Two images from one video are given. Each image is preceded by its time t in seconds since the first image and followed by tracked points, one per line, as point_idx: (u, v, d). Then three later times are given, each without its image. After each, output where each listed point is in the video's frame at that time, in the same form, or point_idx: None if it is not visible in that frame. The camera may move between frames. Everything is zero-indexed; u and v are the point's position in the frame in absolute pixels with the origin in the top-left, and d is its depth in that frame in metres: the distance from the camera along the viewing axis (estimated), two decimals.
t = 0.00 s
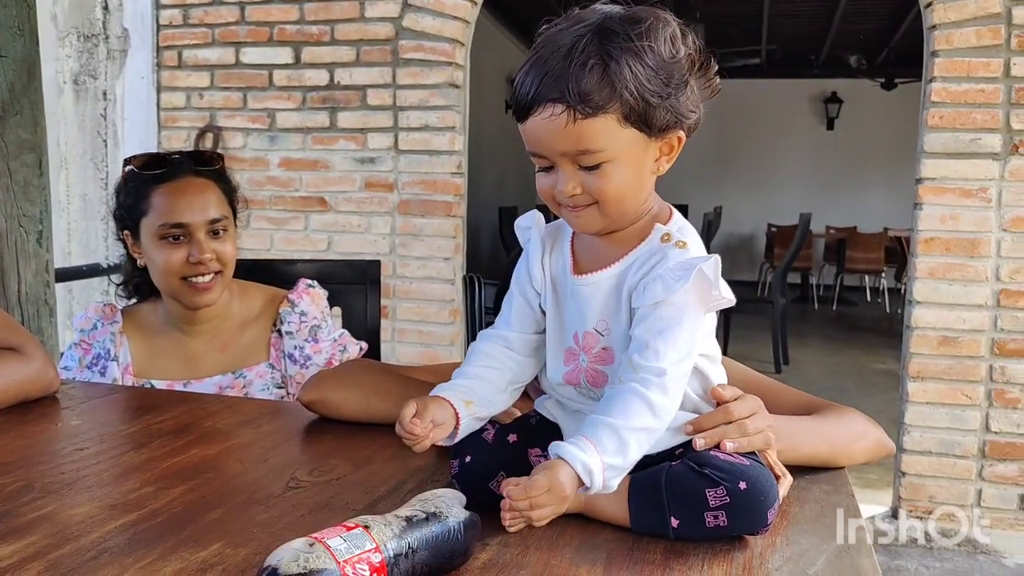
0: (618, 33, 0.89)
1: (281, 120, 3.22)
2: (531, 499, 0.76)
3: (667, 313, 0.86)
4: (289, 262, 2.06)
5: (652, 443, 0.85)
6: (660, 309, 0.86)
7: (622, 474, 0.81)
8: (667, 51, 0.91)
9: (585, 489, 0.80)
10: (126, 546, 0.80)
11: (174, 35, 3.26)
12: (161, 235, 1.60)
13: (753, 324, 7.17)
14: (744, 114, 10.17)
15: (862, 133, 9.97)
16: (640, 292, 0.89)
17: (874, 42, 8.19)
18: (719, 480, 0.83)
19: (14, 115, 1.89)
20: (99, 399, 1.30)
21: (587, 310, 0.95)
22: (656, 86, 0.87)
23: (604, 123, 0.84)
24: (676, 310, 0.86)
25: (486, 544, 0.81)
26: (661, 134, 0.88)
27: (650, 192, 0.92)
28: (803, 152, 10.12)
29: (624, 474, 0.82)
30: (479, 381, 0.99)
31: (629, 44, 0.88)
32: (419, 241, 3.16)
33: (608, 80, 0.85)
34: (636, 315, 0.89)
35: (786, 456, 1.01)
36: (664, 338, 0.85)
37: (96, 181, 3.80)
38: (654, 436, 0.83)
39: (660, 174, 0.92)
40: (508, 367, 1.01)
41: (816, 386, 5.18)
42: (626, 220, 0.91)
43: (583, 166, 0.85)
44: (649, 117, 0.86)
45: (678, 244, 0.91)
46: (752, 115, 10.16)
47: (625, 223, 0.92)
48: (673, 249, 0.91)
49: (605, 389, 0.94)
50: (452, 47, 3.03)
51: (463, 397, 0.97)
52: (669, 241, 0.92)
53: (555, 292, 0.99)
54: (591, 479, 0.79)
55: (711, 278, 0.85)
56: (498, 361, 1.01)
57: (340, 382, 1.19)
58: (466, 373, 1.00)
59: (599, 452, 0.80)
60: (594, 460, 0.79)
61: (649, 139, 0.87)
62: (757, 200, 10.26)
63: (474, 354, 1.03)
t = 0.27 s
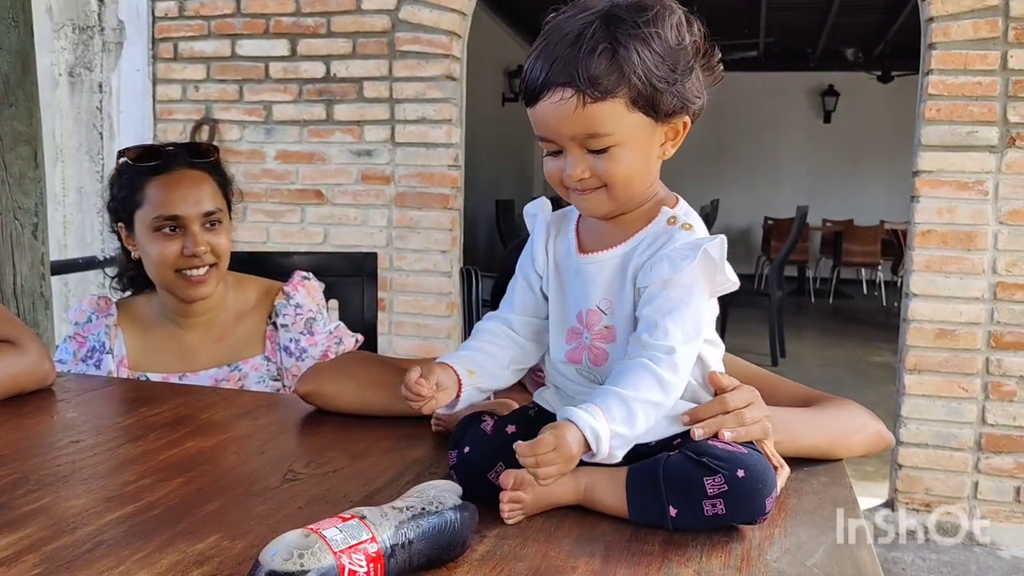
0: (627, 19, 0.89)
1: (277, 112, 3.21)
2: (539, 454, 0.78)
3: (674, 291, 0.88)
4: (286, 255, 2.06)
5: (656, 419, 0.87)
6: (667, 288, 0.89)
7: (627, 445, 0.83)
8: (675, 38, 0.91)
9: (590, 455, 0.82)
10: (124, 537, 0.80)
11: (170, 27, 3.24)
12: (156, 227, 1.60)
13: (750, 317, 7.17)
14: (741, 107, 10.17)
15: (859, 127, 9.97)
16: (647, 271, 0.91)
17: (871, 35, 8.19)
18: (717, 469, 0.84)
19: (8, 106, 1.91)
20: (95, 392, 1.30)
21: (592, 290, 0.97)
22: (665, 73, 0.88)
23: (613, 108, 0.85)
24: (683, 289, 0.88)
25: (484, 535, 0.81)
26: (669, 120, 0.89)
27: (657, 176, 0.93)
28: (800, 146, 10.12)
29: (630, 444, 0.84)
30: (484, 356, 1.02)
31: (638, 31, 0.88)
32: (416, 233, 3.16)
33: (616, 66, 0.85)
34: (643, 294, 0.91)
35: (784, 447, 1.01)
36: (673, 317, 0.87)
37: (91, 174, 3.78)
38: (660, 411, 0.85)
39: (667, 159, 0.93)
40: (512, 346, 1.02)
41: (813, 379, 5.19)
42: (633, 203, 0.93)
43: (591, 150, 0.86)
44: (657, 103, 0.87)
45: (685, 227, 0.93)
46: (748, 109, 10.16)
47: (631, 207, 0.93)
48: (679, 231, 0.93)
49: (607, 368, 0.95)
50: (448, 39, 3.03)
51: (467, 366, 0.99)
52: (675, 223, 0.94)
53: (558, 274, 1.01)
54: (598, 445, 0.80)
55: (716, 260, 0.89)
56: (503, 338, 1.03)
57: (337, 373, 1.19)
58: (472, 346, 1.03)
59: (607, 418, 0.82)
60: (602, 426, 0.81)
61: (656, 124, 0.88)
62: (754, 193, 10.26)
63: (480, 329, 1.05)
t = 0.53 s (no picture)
0: (636, 9, 0.90)
1: (277, 104, 3.20)
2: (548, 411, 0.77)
3: (681, 270, 0.89)
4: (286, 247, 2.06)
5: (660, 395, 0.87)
6: (674, 268, 0.89)
7: (629, 413, 0.82)
8: (682, 28, 0.92)
9: (593, 421, 0.81)
10: (125, 527, 0.80)
11: (169, 19, 3.24)
12: (152, 219, 1.60)
13: (749, 310, 7.18)
14: (741, 99, 10.16)
15: (859, 120, 9.96)
16: (654, 251, 0.92)
17: (871, 27, 8.17)
18: (716, 456, 0.85)
19: (8, 98, 1.92)
20: (95, 383, 1.30)
21: (597, 270, 0.97)
22: (673, 62, 0.89)
23: (623, 93, 0.85)
24: (689, 269, 0.89)
25: (484, 526, 0.81)
26: (676, 108, 0.90)
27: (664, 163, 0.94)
28: (800, 139, 10.12)
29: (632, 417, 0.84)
30: (488, 333, 1.02)
31: (647, 21, 0.89)
32: (415, 226, 3.16)
33: (626, 54, 0.86)
34: (649, 275, 0.92)
35: (783, 438, 1.02)
36: (679, 296, 0.88)
37: (91, 166, 3.78)
38: (665, 386, 0.85)
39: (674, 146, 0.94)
40: (514, 326, 1.02)
41: (812, 372, 5.20)
42: (642, 189, 0.93)
43: (600, 135, 0.87)
44: (666, 90, 0.88)
45: (692, 210, 0.94)
46: (748, 102, 10.15)
47: (639, 193, 0.94)
48: (686, 214, 0.94)
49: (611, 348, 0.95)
50: (448, 31, 3.02)
51: (469, 339, 0.99)
52: (683, 208, 0.94)
53: (564, 257, 1.02)
54: (600, 410, 0.79)
55: (721, 242, 0.91)
56: (505, 317, 1.03)
57: (337, 365, 1.19)
58: (474, 323, 1.03)
59: (611, 383, 0.81)
60: (604, 388, 0.80)
61: (665, 111, 0.89)
62: (754, 186, 10.26)
63: (484, 309, 1.05)
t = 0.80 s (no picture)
0: (638, 3, 0.90)
1: (277, 99, 3.20)
2: (550, 378, 0.78)
3: (683, 258, 0.89)
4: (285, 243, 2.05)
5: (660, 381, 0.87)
6: (676, 256, 0.89)
7: (628, 392, 0.83)
8: (685, 22, 0.92)
9: (592, 398, 0.81)
10: (125, 520, 0.80)
11: (168, 14, 3.23)
12: (148, 215, 1.59)
13: (749, 306, 7.18)
14: (741, 96, 10.15)
15: (859, 116, 9.96)
16: (656, 240, 0.92)
17: (871, 23, 8.16)
18: (715, 448, 0.85)
19: (6, 92, 1.92)
20: (95, 378, 1.30)
21: (599, 259, 0.97)
22: (676, 55, 0.89)
23: (625, 85, 0.85)
24: (691, 257, 0.89)
25: (483, 520, 0.81)
26: (679, 100, 0.90)
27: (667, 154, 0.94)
28: (800, 135, 10.11)
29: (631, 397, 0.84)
30: (490, 322, 1.01)
31: (650, 14, 0.89)
32: (415, 221, 3.16)
33: (629, 46, 0.86)
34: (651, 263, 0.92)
35: (782, 432, 1.02)
36: (681, 283, 0.88)
37: (91, 161, 3.78)
38: (664, 368, 0.85)
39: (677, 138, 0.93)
40: (515, 316, 1.02)
41: (812, 368, 5.21)
42: (644, 180, 0.93)
43: (602, 126, 0.87)
44: (668, 82, 0.88)
45: (695, 201, 0.94)
46: (748, 98, 10.14)
47: (642, 184, 0.94)
48: (688, 205, 0.94)
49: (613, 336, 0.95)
50: (448, 26, 3.02)
51: (470, 327, 0.99)
52: (685, 198, 0.94)
53: (566, 248, 1.02)
54: (598, 385, 0.80)
55: (723, 232, 0.91)
56: (506, 307, 1.03)
57: (337, 358, 1.19)
58: (476, 312, 1.03)
59: (608, 359, 0.82)
60: (602, 364, 0.81)
61: (667, 104, 0.89)
62: (754, 183, 10.26)
63: (485, 300, 1.05)
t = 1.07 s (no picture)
0: (648, 7, 0.90)
1: (275, 99, 3.20)
2: (555, 362, 0.78)
3: (687, 255, 0.89)
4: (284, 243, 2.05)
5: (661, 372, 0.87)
6: (680, 253, 0.89)
7: (629, 382, 0.83)
8: (693, 27, 0.92)
9: (593, 386, 0.82)
10: (123, 520, 0.80)
11: (167, 14, 3.23)
12: (141, 216, 1.59)
13: (748, 307, 7.19)
14: (740, 97, 10.16)
15: (858, 117, 9.96)
16: (660, 237, 0.92)
17: (870, 24, 8.17)
18: (713, 443, 0.84)
19: (4, 92, 1.91)
20: (94, 377, 1.30)
21: (603, 256, 0.97)
22: (684, 59, 0.89)
23: (634, 88, 0.86)
24: (695, 255, 0.89)
25: (481, 520, 0.81)
26: (686, 103, 0.90)
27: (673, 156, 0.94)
28: (799, 136, 10.12)
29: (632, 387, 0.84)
30: (494, 317, 1.01)
31: (659, 19, 0.89)
32: (414, 222, 3.16)
33: (638, 51, 0.86)
34: (654, 260, 0.92)
35: (781, 432, 1.02)
36: (683, 279, 0.88)
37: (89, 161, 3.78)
38: (668, 360, 0.85)
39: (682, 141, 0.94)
40: (516, 311, 1.02)
41: (811, 368, 5.21)
42: (650, 181, 0.94)
43: (610, 128, 0.87)
44: (676, 86, 0.88)
45: (698, 201, 0.94)
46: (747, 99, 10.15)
47: (647, 185, 0.94)
48: (692, 204, 0.94)
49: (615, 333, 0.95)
50: (447, 27, 3.01)
51: (473, 319, 0.99)
52: (689, 198, 0.95)
53: (570, 247, 1.02)
54: (600, 372, 0.80)
55: (725, 233, 0.91)
56: (509, 303, 1.03)
57: (334, 358, 1.19)
58: (479, 306, 1.02)
59: (612, 347, 0.82)
60: (603, 347, 0.81)
61: (675, 107, 0.89)
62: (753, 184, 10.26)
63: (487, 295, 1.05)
